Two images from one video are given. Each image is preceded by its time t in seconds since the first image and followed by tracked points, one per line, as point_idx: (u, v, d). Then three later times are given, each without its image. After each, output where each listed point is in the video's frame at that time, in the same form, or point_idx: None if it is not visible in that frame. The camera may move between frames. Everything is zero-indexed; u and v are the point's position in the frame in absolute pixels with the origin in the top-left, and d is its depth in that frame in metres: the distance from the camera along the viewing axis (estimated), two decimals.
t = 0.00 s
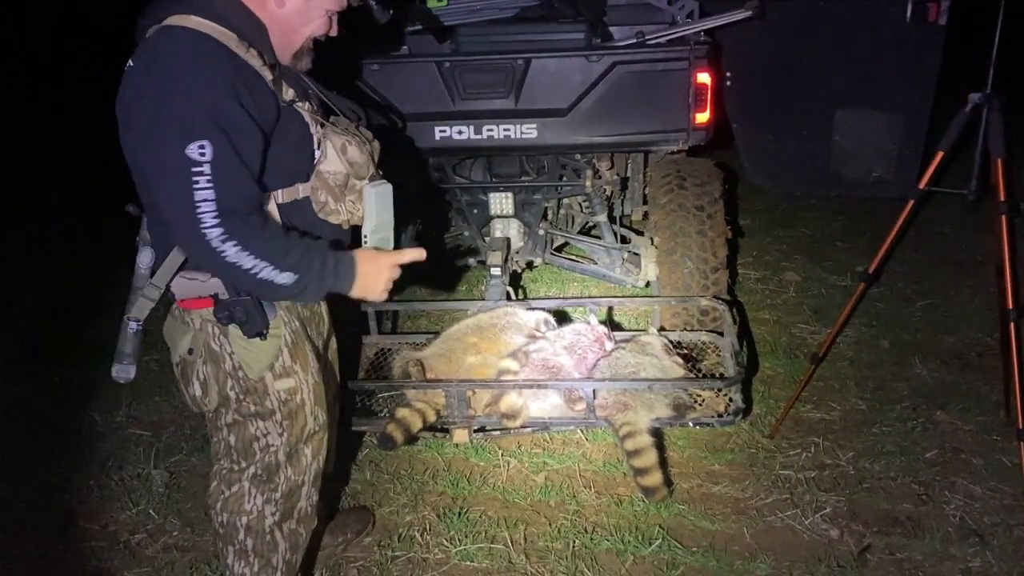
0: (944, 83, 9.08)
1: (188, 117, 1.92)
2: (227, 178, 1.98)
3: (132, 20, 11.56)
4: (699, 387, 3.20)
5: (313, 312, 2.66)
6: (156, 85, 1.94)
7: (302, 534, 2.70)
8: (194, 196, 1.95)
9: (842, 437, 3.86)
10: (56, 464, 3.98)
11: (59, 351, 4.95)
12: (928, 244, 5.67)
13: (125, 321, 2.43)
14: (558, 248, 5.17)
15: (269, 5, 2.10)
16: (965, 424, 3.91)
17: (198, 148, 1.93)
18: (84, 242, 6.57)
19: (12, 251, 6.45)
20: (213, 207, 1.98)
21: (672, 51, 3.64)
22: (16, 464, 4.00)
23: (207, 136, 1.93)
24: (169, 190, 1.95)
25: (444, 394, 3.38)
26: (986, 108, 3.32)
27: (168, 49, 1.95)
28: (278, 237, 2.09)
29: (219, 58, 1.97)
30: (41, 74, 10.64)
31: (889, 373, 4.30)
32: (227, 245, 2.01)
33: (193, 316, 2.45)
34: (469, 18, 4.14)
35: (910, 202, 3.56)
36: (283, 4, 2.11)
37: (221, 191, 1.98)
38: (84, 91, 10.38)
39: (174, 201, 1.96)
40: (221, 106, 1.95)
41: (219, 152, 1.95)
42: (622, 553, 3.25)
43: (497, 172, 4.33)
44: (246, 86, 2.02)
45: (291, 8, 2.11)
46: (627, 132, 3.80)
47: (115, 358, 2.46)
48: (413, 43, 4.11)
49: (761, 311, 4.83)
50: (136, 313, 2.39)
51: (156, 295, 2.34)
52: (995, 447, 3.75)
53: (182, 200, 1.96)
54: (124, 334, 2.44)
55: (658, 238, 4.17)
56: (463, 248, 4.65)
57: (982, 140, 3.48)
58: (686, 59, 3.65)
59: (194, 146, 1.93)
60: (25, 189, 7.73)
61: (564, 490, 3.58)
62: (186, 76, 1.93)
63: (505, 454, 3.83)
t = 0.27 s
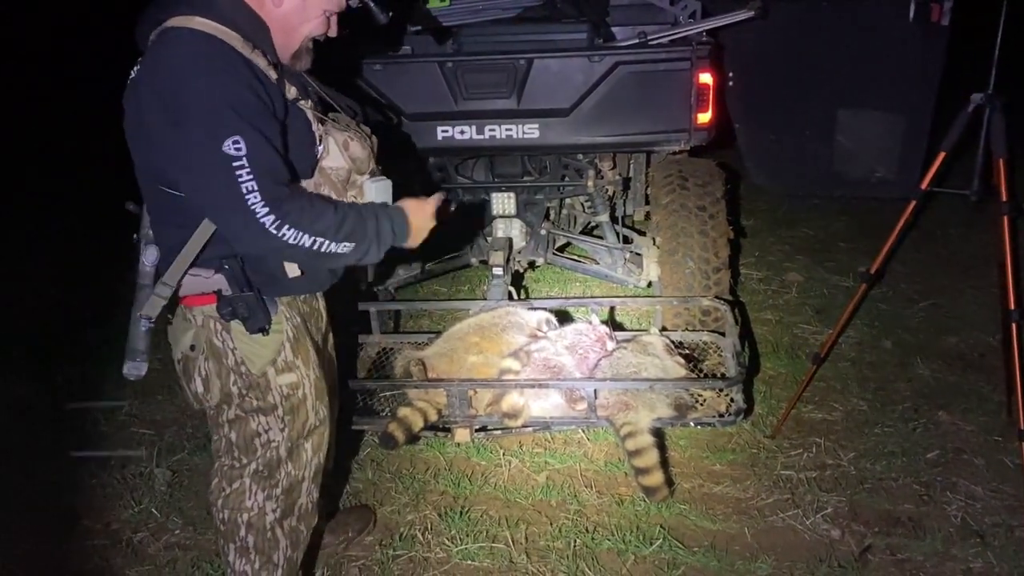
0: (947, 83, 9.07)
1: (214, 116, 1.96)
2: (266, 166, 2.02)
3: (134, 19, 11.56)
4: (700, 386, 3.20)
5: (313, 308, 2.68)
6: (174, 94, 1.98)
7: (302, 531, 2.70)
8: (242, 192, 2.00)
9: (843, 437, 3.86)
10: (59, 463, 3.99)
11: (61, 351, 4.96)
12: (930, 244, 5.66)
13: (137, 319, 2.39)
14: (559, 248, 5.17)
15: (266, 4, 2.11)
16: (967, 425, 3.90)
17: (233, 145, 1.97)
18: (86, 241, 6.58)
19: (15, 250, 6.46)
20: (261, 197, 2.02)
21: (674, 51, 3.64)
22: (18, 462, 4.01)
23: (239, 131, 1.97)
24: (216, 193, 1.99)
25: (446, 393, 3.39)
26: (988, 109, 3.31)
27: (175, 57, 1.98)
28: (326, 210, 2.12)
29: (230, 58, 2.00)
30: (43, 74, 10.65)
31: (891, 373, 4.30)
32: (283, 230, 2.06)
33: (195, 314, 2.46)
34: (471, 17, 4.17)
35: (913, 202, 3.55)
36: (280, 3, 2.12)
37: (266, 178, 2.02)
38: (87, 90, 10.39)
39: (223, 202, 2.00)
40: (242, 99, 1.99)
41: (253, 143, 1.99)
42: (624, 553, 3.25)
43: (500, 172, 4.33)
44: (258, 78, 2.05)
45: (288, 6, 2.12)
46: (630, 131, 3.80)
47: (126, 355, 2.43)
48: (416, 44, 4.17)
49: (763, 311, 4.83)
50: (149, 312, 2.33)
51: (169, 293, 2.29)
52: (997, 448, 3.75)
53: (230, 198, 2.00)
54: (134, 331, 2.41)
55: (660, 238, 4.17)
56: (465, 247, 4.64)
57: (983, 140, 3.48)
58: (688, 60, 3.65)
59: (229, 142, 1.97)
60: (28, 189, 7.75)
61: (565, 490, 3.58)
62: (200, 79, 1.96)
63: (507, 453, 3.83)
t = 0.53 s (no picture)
0: (950, 85, 9.06)
1: (225, 113, 1.97)
2: (275, 166, 2.03)
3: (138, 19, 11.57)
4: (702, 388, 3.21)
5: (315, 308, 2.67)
6: (183, 91, 1.98)
7: (304, 531, 2.71)
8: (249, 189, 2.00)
9: (845, 439, 3.86)
10: (62, 463, 3.99)
11: (65, 350, 4.97)
12: (933, 246, 5.66)
13: (148, 318, 2.40)
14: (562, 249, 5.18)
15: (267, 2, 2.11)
16: (969, 427, 3.90)
17: (242, 140, 1.98)
18: (90, 241, 6.59)
19: (18, 250, 6.48)
20: (268, 193, 2.02)
21: (677, 53, 3.64)
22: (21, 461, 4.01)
23: (249, 128, 1.98)
24: (224, 186, 2.00)
25: (448, 394, 3.39)
26: (991, 111, 3.31)
27: (185, 53, 1.98)
28: (331, 216, 2.12)
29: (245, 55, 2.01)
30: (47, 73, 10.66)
31: (893, 375, 4.30)
32: (289, 234, 2.06)
33: (201, 313, 2.46)
34: (476, 19, 4.08)
35: (916, 204, 3.55)
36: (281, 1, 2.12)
37: (274, 176, 2.03)
38: (90, 90, 10.39)
39: (230, 196, 2.01)
40: (255, 97, 2.00)
41: (263, 140, 2.00)
42: (625, 555, 3.25)
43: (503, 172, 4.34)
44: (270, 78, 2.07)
45: (290, 4, 2.12)
46: (633, 133, 3.80)
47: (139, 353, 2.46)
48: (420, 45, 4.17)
49: (765, 312, 4.83)
50: (160, 309, 2.34)
51: (180, 292, 2.30)
52: (999, 450, 3.75)
53: (238, 194, 2.01)
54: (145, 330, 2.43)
55: (662, 239, 4.17)
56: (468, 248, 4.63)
57: (986, 144, 3.48)
58: (691, 61, 3.65)
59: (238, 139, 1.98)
60: (32, 189, 7.76)
61: (568, 491, 3.58)
62: (211, 75, 1.97)
63: (508, 454, 3.83)
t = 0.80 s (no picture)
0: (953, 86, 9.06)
1: (221, 114, 1.96)
2: (256, 177, 2.01)
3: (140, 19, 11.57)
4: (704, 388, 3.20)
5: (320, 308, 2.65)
6: (183, 82, 1.97)
7: (306, 530, 2.71)
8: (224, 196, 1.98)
9: (848, 440, 3.85)
10: (64, 462, 3.99)
11: (67, 349, 4.97)
12: (937, 246, 5.65)
13: (151, 313, 2.39)
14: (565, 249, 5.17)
15: None
16: (973, 428, 3.89)
17: (229, 145, 1.97)
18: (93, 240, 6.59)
19: (22, 248, 6.49)
20: (241, 206, 2.00)
21: (680, 53, 3.64)
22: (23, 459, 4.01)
23: (239, 136, 1.98)
24: (201, 187, 1.98)
25: (451, 393, 3.38)
26: (995, 111, 3.30)
27: (189, 49, 1.98)
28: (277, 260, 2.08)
29: (250, 61, 2.01)
30: (49, 72, 10.67)
31: (897, 376, 4.29)
32: (241, 256, 2.02)
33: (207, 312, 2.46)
34: (478, 18, 4.10)
35: (919, 204, 3.54)
36: None
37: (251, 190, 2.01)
38: (92, 90, 10.40)
39: (204, 199, 1.98)
40: (254, 106, 2.01)
41: (249, 150, 1.99)
42: (627, 555, 3.25)
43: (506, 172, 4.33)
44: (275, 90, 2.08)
45: None
46: (636, 133, 3.80)
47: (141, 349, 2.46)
48: (424, 44, 4.15)
49: (768, 312, 4.82)
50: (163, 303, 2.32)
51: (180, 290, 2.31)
52: (1003, 451, 3.74)
53: (211, 199, 1.98)
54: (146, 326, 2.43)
55: (665, 239, 4.16)
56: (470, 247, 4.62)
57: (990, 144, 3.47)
58: (694, 61, 3.65)
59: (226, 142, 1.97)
60: (36, 188, 7.77)
61: (570, 491, 3.58)
62: (216, 74, 1.97)
63: (511, 454, 3.83)
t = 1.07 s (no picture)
0: (958, 84, 9.04)
1: (181, 108, 1.93)
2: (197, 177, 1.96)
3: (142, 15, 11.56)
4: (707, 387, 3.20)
5: (322, 309, 2.61)
6: (163, 70, 1.97)
7: (310, 530, 2.71)
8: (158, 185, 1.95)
9: (852, 439, 3.84)
10: (67, 459, 4.00)
11: (71, 346, 4.98)
12: (941, 246, 5.63)
13: (131, 309, 2.38)
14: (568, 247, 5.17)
15: None
16: (977, 428, 3.88)
17: (175, 138, 1.93)
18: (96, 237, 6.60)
19: (26, 245, 6.49)
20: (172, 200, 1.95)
21: (685, 51, 3.63)
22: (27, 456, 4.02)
23: (188, 131, 1.93)
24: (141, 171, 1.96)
25: (453, 392, 3.37)
26: (1001, 110, 3.29)
27: (177, 38, 1.98)
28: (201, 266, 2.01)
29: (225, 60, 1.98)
30: (52, 69, 10.67)
31: (901, 375, 4.28)
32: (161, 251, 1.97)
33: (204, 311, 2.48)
34: (483, 16, 4.02)
35: (924, 204, 3.53)
36: None
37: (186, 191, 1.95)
38: (95, 87, 10.39)
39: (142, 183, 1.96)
40: (217, 113, 1.96)
41: (194, 148, 1.94)
42: (630, 554, 3.24)
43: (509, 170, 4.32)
44: (253, 104, 2.03)
45: None
46: (640, 131, 3.79)
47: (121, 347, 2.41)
48: (428, 41, 4.01)
49: (772, 311, 4.81)
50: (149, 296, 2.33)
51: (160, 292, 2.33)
52: (1007, 451, 3.73)
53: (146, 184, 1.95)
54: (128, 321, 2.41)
55: (668, 238, 4.15)
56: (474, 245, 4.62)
57: (995, 144, 3.46)
58: (699, 59, 3.64)
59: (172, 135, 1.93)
60: (40, 184, 7.78)
61: (573, 490, 3.57)
62: (192, 70, 1.95)
63: (513, 452, 3.83)
